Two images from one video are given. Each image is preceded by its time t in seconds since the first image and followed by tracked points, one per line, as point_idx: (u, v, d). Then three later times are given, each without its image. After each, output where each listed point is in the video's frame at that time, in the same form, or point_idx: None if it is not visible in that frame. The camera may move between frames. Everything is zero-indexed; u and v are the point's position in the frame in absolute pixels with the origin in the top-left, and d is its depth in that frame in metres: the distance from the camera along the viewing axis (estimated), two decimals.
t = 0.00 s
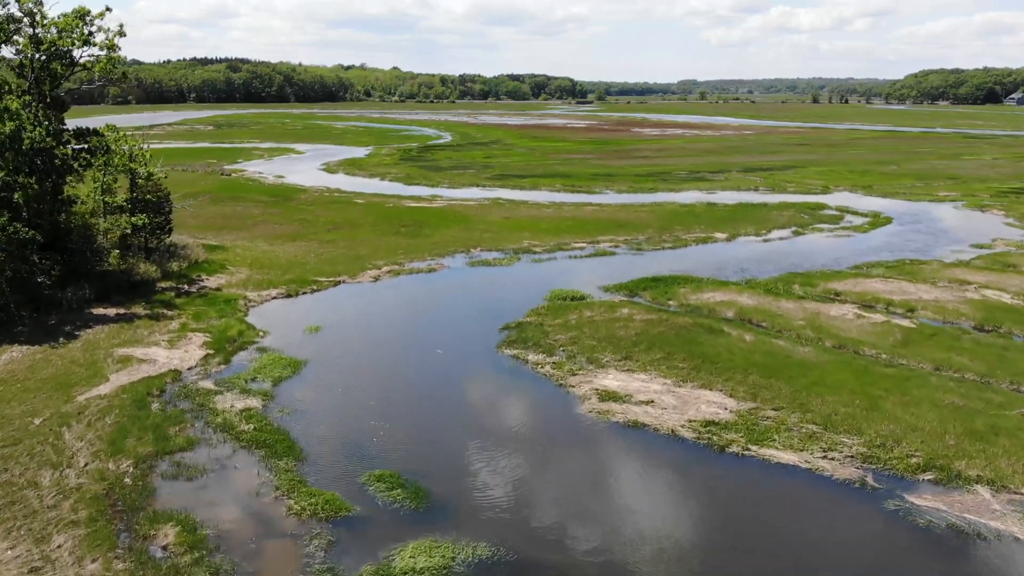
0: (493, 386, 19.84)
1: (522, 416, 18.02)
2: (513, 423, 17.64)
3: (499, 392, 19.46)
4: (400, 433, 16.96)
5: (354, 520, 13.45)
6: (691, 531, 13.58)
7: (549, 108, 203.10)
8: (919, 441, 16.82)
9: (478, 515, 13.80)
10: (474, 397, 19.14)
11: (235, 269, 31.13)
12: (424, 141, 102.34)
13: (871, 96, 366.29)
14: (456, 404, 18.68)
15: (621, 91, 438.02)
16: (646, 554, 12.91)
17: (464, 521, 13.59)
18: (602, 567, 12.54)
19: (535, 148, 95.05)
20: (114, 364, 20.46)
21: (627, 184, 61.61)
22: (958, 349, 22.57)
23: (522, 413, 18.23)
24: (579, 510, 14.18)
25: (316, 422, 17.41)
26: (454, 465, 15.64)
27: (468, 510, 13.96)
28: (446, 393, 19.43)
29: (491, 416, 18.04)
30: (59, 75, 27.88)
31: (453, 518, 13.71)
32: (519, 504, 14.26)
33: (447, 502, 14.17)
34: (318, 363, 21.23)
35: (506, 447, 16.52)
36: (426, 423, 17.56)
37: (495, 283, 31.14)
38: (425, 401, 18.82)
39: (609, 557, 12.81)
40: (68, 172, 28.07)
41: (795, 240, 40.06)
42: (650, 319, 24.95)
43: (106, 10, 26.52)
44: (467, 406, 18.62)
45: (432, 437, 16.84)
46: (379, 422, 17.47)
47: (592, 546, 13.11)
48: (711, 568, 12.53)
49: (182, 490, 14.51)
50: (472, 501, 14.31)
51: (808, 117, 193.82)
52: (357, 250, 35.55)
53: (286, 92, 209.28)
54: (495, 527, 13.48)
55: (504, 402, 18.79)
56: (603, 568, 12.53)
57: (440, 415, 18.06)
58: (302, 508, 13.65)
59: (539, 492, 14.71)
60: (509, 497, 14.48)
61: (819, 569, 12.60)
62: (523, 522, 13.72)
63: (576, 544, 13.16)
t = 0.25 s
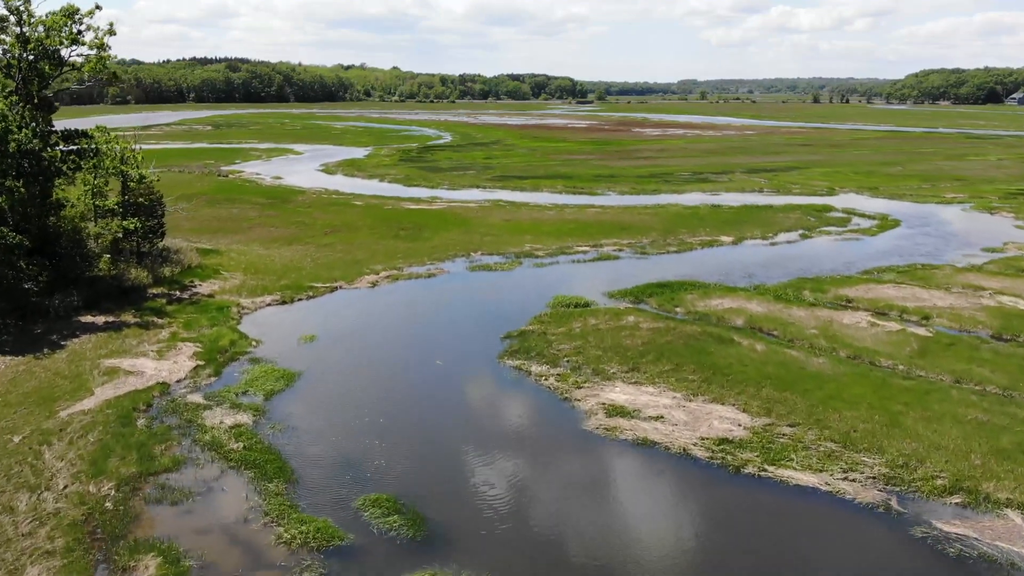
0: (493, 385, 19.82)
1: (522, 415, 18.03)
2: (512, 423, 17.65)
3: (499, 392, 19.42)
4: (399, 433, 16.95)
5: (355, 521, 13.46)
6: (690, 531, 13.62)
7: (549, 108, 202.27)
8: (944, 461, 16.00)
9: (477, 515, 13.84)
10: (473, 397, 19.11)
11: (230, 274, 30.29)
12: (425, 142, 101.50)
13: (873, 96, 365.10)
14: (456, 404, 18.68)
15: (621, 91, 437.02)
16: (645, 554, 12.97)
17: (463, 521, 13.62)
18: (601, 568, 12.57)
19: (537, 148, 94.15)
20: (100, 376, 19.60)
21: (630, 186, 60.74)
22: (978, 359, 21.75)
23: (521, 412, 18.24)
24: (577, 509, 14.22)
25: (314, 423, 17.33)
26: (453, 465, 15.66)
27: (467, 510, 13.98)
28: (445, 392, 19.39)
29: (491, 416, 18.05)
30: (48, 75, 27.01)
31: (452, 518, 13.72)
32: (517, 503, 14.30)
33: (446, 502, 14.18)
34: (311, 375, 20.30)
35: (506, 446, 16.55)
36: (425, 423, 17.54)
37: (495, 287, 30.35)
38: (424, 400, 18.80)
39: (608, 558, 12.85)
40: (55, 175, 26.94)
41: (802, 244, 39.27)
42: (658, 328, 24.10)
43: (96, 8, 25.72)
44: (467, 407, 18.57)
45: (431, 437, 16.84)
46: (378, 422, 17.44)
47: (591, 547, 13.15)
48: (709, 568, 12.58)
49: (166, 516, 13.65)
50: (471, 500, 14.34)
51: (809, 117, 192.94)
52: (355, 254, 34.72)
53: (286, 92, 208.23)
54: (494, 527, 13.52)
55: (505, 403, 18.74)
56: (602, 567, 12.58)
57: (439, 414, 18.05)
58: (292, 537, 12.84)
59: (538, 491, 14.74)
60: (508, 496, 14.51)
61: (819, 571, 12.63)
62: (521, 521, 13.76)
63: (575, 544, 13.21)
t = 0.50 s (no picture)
0: (493, 386, 19.86)
1: (522, 415, 18.06)
2: (512, 423, 17.69)
3: (499, 393, 19.45)
4: (399, 434, 16.99)
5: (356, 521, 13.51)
6: (690, 531, 13.67)
7: (550, 108, 201.57)
8: (971, 484, 15.20)
9: (477, 515, 13.90)
10: (473, 397, 19.16)
11: (223, 280, 29.47)
12: (424, 142, 100.67)
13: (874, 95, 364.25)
14: (456, 404, 18.73)
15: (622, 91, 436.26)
16: (645, 554, 13.02)
17: (464, 521, 13.69)
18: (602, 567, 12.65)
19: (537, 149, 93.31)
20: (85, 389, 18.77)
21: (633, 187, 59.93)
22: (999, 371, 20.93)
23: (521, 412, 18.30)
24: (577, 508, 14.29)
25: (314, 423, 17.36)
26: (453, 464, 15.71)
27: (468, 510, 14.05)
28: (445, 393, 19.44)
29: (492, 415, 18.12)
30: (35, 75, 26.11)
31: (452, 518, 13.79)
32: (518, 502, 14.37)
33: (446, 503, 14.24)
34: (305, 389, 19.40)
35: (506, 446, 16.58)
36: (425, 423, 17.57)
37: (497, 292, 29.63)
38: (425, 401, 18.85)
39: (609, 558, 12.93)
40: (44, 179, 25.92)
41: (809, 248, 38.51)
42: (665, 337, 23.29)
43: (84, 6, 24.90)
44: (467, 407, 18.61)
45: (431, 437, 16.90)
46: (379, 423, 17.49)
47: (591, 546, 13.24)
48: (709, 568, 12.63)
49: (147, 546, 12.81)
50: (471, 501, 14.40)
51: (811, 117, 192.17)
52: (353, 259, 33.90)
53: (286, 92, 207.44)
54: (494, 527, 13.59)
55: (504, 403, 18.76)
56: (603, 567, 12.67)
57: (439, 415, 18.10)
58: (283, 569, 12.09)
59: (538, 490, 14.79)
60: (507, 496, 14.59)
61: (820, 571, 12.65)
62: (521, 521, 13.83)
63: (575, 543, 13.28)
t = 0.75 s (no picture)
0: (494, 386, 19.88)
1: (523, 415, 18.11)
2: (513, 423, 17.74)
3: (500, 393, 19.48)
4: (399, 434, 17.02)
5: (359, 522, 13.59)
6: (694, 538, 13.55)
7: (550, 108, 200.77)
8: (1000, 508, 14.56)
9: (477, 516, 13.98)
10: (474, 398, 19.18)
11: (217, 286, 28.63)
12: (424, 142, 99.76)
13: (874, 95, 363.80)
14: (456, 404, 18.80)
15: (622, 91, 435.47)
16: (646, 553, 13.10)
17: (465, 522, 13.75)
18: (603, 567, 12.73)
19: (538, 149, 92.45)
20: (68, 403, 17.93)
21: (635, 189, 59.06)
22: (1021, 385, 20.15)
23: (521, 412, 18.32)
24: (578, 506, 14.35)
25: (316, 424, 17.39)
26: (454, 465, 15.76)
27: (469, 511, 14.12)
28: (446, 393, 19.46)
29: (492, 415, 18.16)
30: (21, 76, 24.89)
31: (454, 519, 13.86)
32: (518, 502, 14.44)
33: (447, 503, 14.30)
34: (298, 403, 18.55)
35: (507, 446, 16.61)
36: (426, 424, 17.60)
37: (498, 298, 28.91)
38: (426, 401, 18.87)
39: (610, 557, 13.01)
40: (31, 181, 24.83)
41: (817, 251, 37.73)
42: (673, 346, 22.48)
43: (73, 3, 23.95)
44: (468, 407, 18.64)
45: (432, 438, 16.94)
46: (380, 423, 17.53)
47: (592, 545, 13.30)
48: None
49: None
50: (470, 500, 14.48)
51: (812, 117, 191.49)
52: (350, 264, 33.06)
53: (286, 92, 206.43)
54: (495, 527, 13.67)
55: (505, 404, 18.77)
56: (604, 568, 12.72)
57: (439, 415, 18.12)
58: None
59: (538, 491, 14.83)
60: (508, 496, 14.65)
61: None
62: (522, 520, 13.91)
63: (577, 542, 13.35)
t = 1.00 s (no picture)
0: (496, 387, 19.88)
1: (525, 415, 18.13)
2: (516, 423, 17.75)
3: (502, 393, 19.49)
4: (401, 435, 17.01)
5: (361, 521, 13.60)
6: (710, 556, 13.01)
7: (553, 108, 199.88)
8: None
9: (480, 516, 13.95)
10: (476, 399, 19.14)
11: (213, 292, 27.82)
12: (427, 143, 98.51)
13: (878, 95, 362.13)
14: (459, 405, 18.78)
15: (625, 91, 434.32)
16: (653, 558, 12.90)
17: (466, 522, 13.74)
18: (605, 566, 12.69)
19: (542, 150, 91.55)
20: (55, 417, 17.13)
21: (642, 190, 58.14)
22: None
23: (524, 412, 18.32)
24: (580, 504, 14.32)
25: (318, 424, 17.38)
26: (456, 465, 15.75)
27: (470, 511, 14.10)
28: (448, 394, 19.42)
29: (495, 416, 18.15)
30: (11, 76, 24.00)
31: (455, 518, 13.85)
32: (521, 501, 14.41)
33: (449, 503, 14.29)
34: (294, 419, 17.70)
35: (509, 446, 16.60)
36: (428, 425, 17.56)
37: (503, 303, 28.19)
38: (428, 402, 18.83)
39: (613, 555, 12.97)
40: (21, 185, 23.89)
41: (829, 256, 36.85)
42: (686, 357, 21.60)
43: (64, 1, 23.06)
44: (471, 408, 18.63)
45: (434, 438, 16.93)
46: (382, 424, 17.52)
47: (594, 543, 13.26)
48: None
49: None
50: (473, 500, 14.45)
51: (817, 117, 190.25)
52: (351, 268, 32.23)
53: (289, 92, 205.65)
54: (497, 526, 13.64)
55: (507, 405, 18.77)
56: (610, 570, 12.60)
57: (441, 417, 18.07)
58: None
59: (541, 491, 14.78)
60: (510, 495, 14.62)
61: None
62: (524, 519, 13.88)
63: (579, 540, 13.33)
